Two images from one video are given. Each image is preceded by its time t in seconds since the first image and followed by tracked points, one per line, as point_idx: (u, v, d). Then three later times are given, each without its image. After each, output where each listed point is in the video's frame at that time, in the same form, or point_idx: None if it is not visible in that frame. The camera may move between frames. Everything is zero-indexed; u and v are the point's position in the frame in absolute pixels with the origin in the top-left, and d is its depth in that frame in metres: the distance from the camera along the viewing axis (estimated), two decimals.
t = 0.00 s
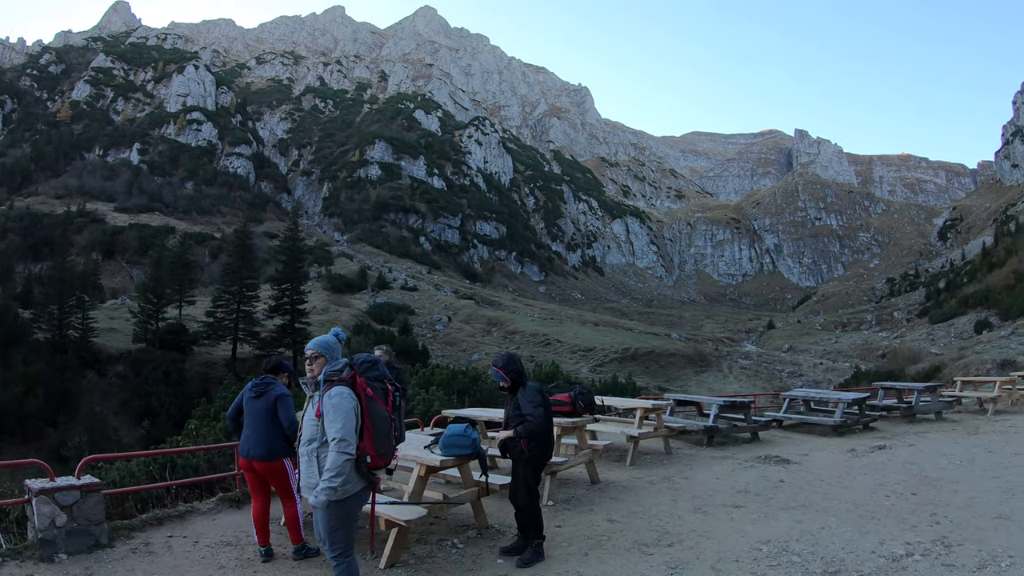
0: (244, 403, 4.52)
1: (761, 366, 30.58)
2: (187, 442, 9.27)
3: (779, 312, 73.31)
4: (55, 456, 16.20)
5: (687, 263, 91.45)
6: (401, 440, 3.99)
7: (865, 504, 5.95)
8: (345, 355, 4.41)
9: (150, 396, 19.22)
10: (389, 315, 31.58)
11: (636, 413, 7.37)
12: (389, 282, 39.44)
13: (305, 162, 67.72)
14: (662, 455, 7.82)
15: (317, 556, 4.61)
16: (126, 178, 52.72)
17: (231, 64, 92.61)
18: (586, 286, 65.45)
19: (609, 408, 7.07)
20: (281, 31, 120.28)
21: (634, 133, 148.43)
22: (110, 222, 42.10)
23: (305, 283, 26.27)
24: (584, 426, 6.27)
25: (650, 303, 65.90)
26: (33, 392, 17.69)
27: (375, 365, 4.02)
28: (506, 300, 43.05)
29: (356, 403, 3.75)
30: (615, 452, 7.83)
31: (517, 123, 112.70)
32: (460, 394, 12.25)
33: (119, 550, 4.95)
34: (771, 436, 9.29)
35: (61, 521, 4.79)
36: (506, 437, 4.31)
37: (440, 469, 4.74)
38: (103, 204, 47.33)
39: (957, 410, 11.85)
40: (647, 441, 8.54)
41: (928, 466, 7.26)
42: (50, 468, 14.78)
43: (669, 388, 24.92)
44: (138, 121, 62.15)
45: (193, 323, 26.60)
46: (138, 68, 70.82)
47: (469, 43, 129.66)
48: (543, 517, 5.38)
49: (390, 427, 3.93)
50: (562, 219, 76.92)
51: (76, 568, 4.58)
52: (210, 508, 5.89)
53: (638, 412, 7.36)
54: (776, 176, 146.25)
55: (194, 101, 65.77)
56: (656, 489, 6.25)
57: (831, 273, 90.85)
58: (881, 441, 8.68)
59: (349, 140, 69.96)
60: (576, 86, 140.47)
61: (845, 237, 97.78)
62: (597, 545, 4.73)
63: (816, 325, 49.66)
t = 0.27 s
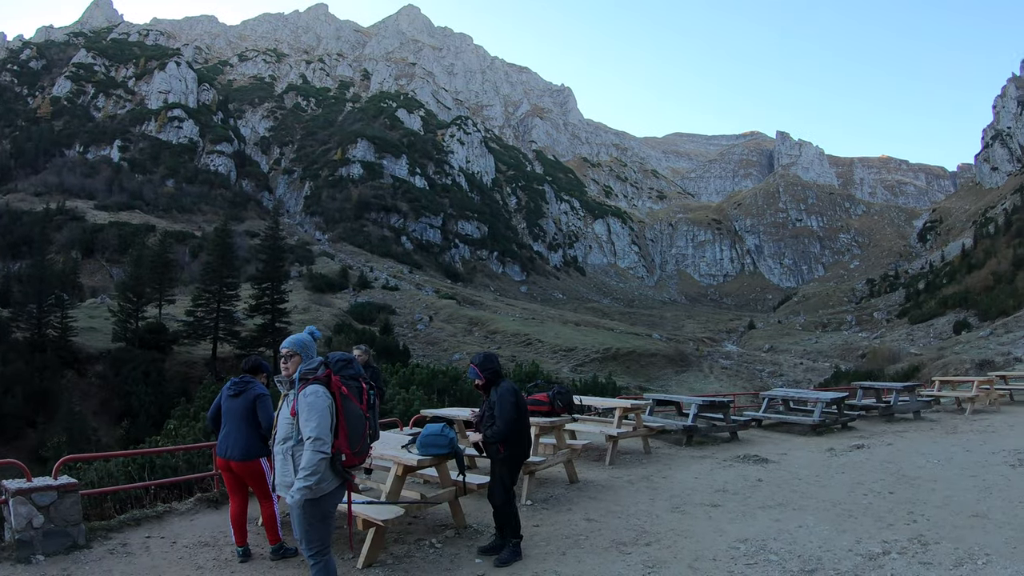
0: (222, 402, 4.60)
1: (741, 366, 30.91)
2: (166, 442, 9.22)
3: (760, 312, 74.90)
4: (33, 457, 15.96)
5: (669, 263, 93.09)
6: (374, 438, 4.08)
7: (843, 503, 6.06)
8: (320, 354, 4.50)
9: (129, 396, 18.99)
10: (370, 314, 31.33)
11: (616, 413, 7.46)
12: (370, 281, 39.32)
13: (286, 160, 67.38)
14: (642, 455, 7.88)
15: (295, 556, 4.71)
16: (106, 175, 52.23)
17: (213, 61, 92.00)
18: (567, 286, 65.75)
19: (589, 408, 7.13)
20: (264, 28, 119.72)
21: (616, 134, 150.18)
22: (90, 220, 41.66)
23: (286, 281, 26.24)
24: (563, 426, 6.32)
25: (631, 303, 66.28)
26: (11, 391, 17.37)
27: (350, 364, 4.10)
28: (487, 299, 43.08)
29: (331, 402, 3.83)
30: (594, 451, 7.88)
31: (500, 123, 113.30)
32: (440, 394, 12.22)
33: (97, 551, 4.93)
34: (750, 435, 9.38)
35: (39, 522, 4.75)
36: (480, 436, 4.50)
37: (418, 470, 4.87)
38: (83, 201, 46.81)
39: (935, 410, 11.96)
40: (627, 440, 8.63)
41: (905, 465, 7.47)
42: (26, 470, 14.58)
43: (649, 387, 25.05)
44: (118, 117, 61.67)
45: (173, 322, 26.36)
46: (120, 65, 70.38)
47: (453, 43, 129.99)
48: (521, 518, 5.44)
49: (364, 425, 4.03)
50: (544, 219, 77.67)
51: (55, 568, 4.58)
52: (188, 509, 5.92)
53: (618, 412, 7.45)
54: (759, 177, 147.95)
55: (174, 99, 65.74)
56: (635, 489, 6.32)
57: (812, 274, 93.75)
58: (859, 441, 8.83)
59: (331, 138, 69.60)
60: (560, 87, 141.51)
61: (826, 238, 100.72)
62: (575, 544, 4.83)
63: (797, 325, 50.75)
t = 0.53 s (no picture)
0: (200, 401, 4.69)
1: (723, 365, 31.18)
2: (145, 441, 9.24)
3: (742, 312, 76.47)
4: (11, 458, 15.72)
5: (650, 263, 94.28)
6: (351, 436, 4.11)
7: (820, 501, 6.16)
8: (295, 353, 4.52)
9: (108, 396, 18.76)
10: (351, 314, 30.97)
11: (596, 412, 7.52)
12: (352, 280, 39.11)
13: (268, 158, 67.02)
14: (621, 453, 7.98)
15: (273, 555, 4.81)
16: (86, 173, 51.71)
17: (195, 57, 91.42)
18: (548, 285, 65.74)
19: (569, 406, 7.20)
20: (247, 25, 119.11)
21: (599, 134, 151.85)
22: (70, 217, 41.19)
23: (266, 280, 26.16)
24: (542, 425, 6.41)
25: (612, 303, 66.26)
26: None
27: (325, 361, 4.13)
28: (469, 299, 43.04)
29: (307, 400, 3.85)
30: (574, 450, 7.96)
31: (482, 122, 113.81)
32: (420, 393, 12.12)
33: (75, 551, 4.92)
34: (730, 434, 9.50)
35: (16, 522, 4.71)
36: (457, 435, 4.67)
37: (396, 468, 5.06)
38: (62, 199, 46.28)
39: (915, 409, 12.06)
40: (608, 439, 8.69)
41: (884, 463, 7.63)
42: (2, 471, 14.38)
43: (631, 387, 25.14)
44: (99, 114, 61.16)
45: (154, 321, 26.11)
46: (101, 61, 69.85)
47: (437, 41, 130.24)
48: (500, 517, 5.56)
49: (341, 423, 4.05)
50: (526, 218, 78.03)
51: (32, 568, 4.56)
52: (166, 509, 5.98)
53: (598, 411, 7.51)
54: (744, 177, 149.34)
55: (156, 95, 65.26)
56: (614, 487, 6.44)
57: (792, 274, 96.51)
58: (839, 439, 8.99)
59: (313, 136, 69.30)
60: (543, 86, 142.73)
61: (806, 239, 103.46)
62: (553, 543, 4.95)
63: (778, 326, 51.76)
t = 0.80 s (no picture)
0: (178, 401, 4.78)
1: (702, 365, 31.58)
2: (122, 441, 9.22)
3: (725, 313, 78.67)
4: None
5: (632, 263, 98.24)
6: (329, 434, 4.12)
7: (798, 500, 6.25)
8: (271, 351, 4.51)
9: (87, 395, 18.41)
10: (330, 313, 30.58)
11: (573, 412, 7.58)
12: (332, 279, 38.91)
13: (248, 156, 66.76)
14: (600, 452, 8.09)
15: (251, 555, 4.89)
16: (65, 169, 51.07)
17: (177, 54, 91.05)
18: (528, 285, 67.15)
19: (547, 406, 7.29)
20: (228, 22, 118.57)
21: (581, 135, 155.01)
22: (48, 215, 40.59)
23: (246, 279, 26.06)
24: (521, 425, 6.52)
25: (592, 302, 68.10)
26: None
27: (301, 360, 4.13)
28: (450, 298, 43.11)
29: (284, 399, 3.85)
30: (555, 450, 8.05)
31: (464, 122, 114.96)
32: (399, 392, 11.87)
33: (50, 552, 4.91)
34: (709, 433, 9.60)
35: None
36: (436, 433, 4.73)
37: (372, 468, 5.34)
38: (41, 196, 45.68)
39: (894, 408, 12.15)
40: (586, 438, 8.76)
41: (861, 461, 7.74)
42: None
43: (611, 386, 25.28)
44: (79, 110, 60.56)
45: (133, 319, 25.73)
46: (81, 56, 69.37)
47: (418, 40, 131.03)
48: (479, 516, 5.70)
49: (318, 420, 4.07)
50: (506, 218, 80.82)
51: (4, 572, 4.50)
52: (144, 509, 6.06)
53: (575, 411, 7.57)
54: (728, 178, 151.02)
55: (136, 91, 64.78)
56: (593, 487, 6.59)
57: (772, 275, 101.21)
58: (817, 437, 9.11)
59: (294, 134, 69.18)
60: (524, 86, 145.17)
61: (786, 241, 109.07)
62: (531, 543, 5.03)
63: (757, 326, 53.40)
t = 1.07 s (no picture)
0: (158, 400, 4.80)
1: (684, 364, 31.81)
2: (103, 441, 9.22)
3: (706, 313, 80.09)
4: None
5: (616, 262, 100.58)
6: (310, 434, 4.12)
7: (780, 498, 6.30)
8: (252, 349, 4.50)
9: (68, 395, 18.01)
10: (313, 313, 30.38)
11: (556, 411, 7.62)
12: (315, 278, 38.68)
13: (230, 154, 66.28)
14: (582, 451, 8.18)
15: (232, 555, 4.91)
16: (46, 166, 50.42)
17: (159, 50, 90.46)
18: (512, 285, 68.00)
19: (529, 406, 7.34)
20: (212, 18, 117.82)
21: (564, 136, 158.50)
22: (27, 212, 40.03)
23: (229, 278, 25.73)
24: (503, 424, 6.58)
25: (574, 302, 69.26)
26: None
27: (282, 358, 4.12)
28: (433, 297, 43.12)
29: (264, 397, 3.84)
30: (537, 449, 8.11)
31: (447, 121, 115.78)
32: (382, 392, 11.74)
33: (30, 553, 4.91)
34: (690, 432, 9.67)
35: None
36: (417, 431, 4.73)
37: (352, 467, 5.44)
38: (21, 192, 45.09)
39: (874, 408, 12.27)
40: (568, 438, 8.82)
41: (842, 460, 7.79)
42: None
43: (593, 385, 25.33)
44: (61, 106, 59.91)
45: (115, 318, 25.37)
46: (63, 51, 68.73)
47: (403, 39, 131.22)
48: (461, 516, 5.74)
49: (300, 418, 4.07)
50: (489, 218, 81.50)
51: None
52: (125, 510, 6.20)
53: (558, 411, 7.60)
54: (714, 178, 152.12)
55: (119, 88, 64.14)
56: (574, 486, 6.64)
57: (754, 274, 104.09)
58: (798, 437, 9.18)
59: (277, 132, 68.97)
60: (508, 86, 146.52)
61: (769, 241, 113.45)
62: (512, 541, 5.06)
63: (739, 326, 53.99)
